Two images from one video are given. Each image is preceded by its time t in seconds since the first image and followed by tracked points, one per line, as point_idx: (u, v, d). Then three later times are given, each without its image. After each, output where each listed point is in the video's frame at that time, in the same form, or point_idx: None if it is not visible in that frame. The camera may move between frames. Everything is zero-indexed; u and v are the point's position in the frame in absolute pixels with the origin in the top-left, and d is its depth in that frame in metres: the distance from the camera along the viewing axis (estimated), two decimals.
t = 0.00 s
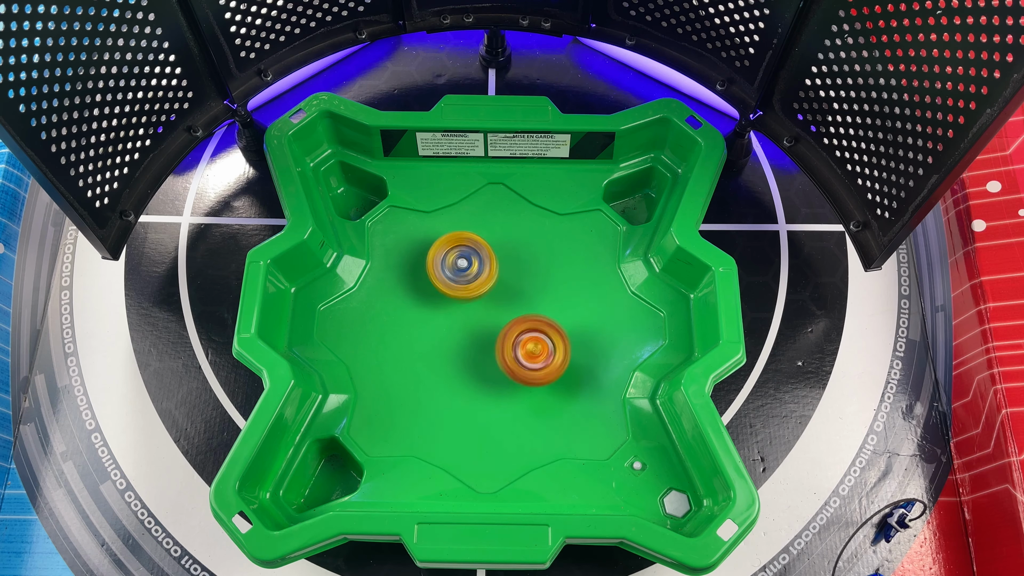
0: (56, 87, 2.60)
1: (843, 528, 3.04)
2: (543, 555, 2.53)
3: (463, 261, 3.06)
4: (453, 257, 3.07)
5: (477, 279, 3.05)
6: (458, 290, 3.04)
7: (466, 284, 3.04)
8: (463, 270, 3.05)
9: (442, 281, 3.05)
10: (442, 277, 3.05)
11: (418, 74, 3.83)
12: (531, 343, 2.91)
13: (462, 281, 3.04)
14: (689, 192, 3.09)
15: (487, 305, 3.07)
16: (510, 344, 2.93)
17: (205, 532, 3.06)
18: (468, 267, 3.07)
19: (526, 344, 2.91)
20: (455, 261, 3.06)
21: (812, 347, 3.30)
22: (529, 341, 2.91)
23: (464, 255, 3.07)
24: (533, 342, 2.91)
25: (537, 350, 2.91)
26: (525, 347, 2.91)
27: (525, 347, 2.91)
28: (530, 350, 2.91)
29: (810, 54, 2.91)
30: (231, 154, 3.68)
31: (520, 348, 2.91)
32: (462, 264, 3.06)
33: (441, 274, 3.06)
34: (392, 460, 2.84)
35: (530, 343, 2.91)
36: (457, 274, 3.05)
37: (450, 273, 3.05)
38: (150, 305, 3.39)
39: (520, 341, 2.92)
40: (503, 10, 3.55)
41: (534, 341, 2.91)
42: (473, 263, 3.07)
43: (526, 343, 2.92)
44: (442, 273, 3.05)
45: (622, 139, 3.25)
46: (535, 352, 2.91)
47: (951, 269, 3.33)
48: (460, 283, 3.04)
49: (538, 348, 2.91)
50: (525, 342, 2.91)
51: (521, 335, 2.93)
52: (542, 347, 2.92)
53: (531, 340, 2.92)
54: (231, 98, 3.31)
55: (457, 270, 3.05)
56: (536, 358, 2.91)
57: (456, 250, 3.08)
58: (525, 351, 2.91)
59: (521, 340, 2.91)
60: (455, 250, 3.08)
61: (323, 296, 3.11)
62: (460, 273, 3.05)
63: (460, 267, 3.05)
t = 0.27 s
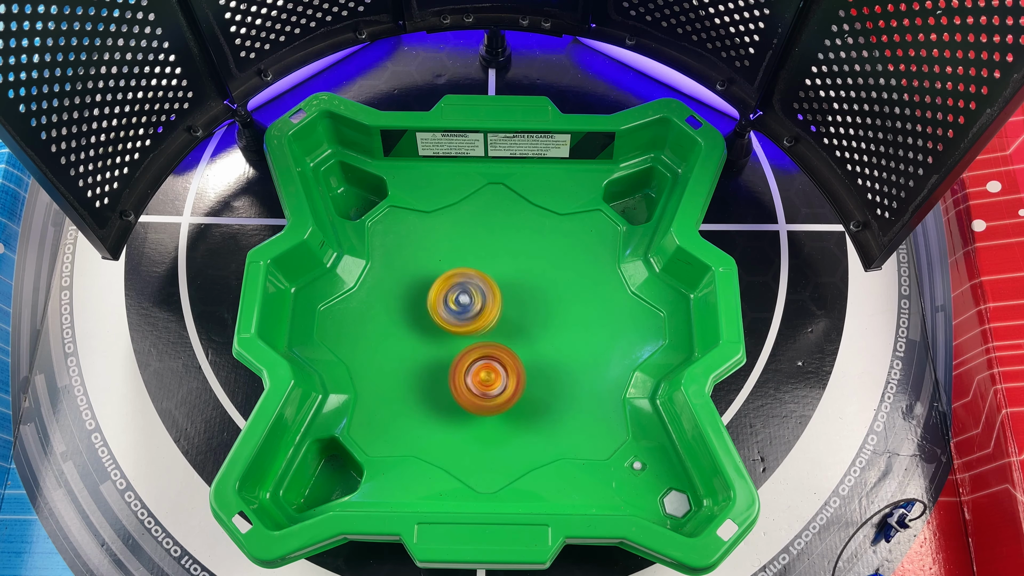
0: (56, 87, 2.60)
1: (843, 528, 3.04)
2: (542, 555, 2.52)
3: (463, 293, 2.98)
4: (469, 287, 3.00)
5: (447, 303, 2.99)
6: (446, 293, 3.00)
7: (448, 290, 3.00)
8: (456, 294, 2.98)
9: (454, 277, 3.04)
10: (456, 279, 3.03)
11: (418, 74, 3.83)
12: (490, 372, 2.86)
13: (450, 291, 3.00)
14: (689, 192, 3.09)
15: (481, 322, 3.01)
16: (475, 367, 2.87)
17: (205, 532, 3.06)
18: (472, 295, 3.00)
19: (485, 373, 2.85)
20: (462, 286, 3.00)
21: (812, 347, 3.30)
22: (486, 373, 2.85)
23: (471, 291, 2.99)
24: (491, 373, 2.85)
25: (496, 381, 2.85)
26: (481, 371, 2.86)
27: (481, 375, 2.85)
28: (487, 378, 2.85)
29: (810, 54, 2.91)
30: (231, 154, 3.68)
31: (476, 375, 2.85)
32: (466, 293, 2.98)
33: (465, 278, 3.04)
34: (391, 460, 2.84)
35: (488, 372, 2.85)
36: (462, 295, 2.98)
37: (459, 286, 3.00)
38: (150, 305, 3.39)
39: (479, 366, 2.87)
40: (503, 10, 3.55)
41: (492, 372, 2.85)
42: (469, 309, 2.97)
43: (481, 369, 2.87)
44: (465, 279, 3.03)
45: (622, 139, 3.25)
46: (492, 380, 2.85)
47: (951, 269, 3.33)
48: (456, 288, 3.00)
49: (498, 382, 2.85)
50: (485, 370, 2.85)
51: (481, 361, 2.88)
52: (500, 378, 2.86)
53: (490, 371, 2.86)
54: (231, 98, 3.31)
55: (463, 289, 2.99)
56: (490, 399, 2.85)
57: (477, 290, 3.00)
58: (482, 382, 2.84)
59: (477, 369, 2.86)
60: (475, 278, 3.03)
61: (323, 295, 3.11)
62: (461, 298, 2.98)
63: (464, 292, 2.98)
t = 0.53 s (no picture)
0: (56, 87, 2.60)
1: (843, 528, 3.04)
2: (543, 555, 2.53)
3: (479, 306, 2.96)
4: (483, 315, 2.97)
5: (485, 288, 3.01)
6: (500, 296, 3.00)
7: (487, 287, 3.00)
8: (485, 296, 2.98)
9: (513, 303, 3.01)
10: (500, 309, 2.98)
11: (418, 74, 3.83)
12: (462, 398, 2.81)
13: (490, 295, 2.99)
14: (689, 192, 3.09)
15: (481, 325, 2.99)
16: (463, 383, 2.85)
17: (205, 532, 3.06)
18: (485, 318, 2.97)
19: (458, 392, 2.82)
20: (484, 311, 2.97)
21: (812, 347, 3.30)
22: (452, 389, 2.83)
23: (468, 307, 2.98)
24: (462, 396, 2.81)
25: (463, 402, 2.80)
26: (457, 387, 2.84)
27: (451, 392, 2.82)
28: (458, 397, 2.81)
29: (810, 54, 2.91)
30: (231, 154, 3.68)
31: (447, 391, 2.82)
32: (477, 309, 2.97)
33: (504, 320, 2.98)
34: (391, 460, 2.84)
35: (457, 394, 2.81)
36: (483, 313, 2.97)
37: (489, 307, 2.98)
38: (150, 305, 3.39)
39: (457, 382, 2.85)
40: (503, 10, 3.55)
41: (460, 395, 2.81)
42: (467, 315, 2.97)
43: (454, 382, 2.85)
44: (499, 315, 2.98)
45: (623, 139, 3.25)
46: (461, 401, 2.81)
47: (951, 269, 3.33)
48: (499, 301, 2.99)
49: (461, 410, 2.79)
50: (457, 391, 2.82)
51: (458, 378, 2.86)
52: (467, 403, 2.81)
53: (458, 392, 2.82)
54: (231, 98, 3.31)
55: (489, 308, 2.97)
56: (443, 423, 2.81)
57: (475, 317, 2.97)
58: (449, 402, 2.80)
59: (451, 386, 2.84)
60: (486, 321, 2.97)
61: (323, 296, 3.11)
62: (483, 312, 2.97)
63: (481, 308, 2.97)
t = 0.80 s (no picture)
0: (56, 87, 2.60)
1: (843, 528, 3.04)
2: (543, 555, 2.53)
3: (496, 311, 2.96)
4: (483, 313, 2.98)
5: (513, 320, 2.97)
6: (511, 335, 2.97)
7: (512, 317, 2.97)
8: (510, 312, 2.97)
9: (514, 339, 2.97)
10: (482, 330, 2.97)
11: (418, 74, 3.83)
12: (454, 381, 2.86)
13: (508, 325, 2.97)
14: (689, 192, 3.09)
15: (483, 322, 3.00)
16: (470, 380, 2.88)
17: (205, 532, 3.06)
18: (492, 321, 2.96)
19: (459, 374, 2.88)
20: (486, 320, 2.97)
21: (812, 347, 3.30)
22: (450, 364, 2.89)
23: (494, 299, 2.99)
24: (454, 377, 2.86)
25: (451, 380, 2.86)
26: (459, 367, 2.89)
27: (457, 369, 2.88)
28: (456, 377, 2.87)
29: (810, 54, 2.91)
30: (231, 154, 3.68)
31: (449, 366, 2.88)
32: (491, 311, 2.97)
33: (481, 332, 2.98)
34: (391, 460, 2.84)
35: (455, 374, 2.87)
36: (492, 325, 2.97)
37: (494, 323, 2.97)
38: (150, 305, 3.39)
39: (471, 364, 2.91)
40: (503, 10, 3.55)
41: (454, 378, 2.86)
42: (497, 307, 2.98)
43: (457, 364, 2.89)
44: (480, 328, 2.97)
45: (622, 139, 3.25)
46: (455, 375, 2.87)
47: (951, 269, 3.33)
48: (502, 333, 2.96)
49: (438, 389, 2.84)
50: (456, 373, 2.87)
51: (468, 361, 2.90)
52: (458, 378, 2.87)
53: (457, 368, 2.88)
54: (231, 98, 3.31)
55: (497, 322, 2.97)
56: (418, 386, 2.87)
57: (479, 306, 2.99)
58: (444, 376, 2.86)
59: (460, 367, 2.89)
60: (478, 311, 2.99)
61: (323, 296, 3.11)
62: (494, 326, 2.97)
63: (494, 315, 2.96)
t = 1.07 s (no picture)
0: (56, 87, 2.60)
1: (843, 528, 3.04)
2: (543, 555, 2.53)
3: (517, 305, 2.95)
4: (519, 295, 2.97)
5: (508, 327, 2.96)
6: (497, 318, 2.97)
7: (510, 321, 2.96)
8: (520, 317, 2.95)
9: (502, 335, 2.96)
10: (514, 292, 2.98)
11: (418, 74, 3.83)
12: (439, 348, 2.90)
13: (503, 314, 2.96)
14: (689, 192, 3.09)
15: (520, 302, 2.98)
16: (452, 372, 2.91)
17: (205, 532, 3.06)
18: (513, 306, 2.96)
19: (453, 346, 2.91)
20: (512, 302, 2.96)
21: (812, 347, 3.30)
22: (452, 335, 2.92)
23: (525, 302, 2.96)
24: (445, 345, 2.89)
25: (446, 346, 2.90)
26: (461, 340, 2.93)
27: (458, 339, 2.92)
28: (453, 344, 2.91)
29: (810, 54, 2.91)
30: (231, 154, 3.68)
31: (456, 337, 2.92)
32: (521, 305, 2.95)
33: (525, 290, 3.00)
34: (391, 460, 2.84)
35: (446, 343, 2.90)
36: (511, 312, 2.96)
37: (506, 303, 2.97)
38: (150, 305, 3.39)
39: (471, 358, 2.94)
40: (503, 10, 3.55)
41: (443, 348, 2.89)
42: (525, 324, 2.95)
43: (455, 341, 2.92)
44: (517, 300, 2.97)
45: (622, 139, 3.25)
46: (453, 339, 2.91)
47: (951, 269, 3.33)
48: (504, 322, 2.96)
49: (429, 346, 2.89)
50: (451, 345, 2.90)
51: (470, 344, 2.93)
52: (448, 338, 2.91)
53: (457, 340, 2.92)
54: (231, 98, 3.31)
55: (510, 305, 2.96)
56: (418, 325, 2.94)
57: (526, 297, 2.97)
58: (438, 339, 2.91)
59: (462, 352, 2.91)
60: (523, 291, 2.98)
61: (323, 296, 3.11)
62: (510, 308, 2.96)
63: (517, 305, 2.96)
